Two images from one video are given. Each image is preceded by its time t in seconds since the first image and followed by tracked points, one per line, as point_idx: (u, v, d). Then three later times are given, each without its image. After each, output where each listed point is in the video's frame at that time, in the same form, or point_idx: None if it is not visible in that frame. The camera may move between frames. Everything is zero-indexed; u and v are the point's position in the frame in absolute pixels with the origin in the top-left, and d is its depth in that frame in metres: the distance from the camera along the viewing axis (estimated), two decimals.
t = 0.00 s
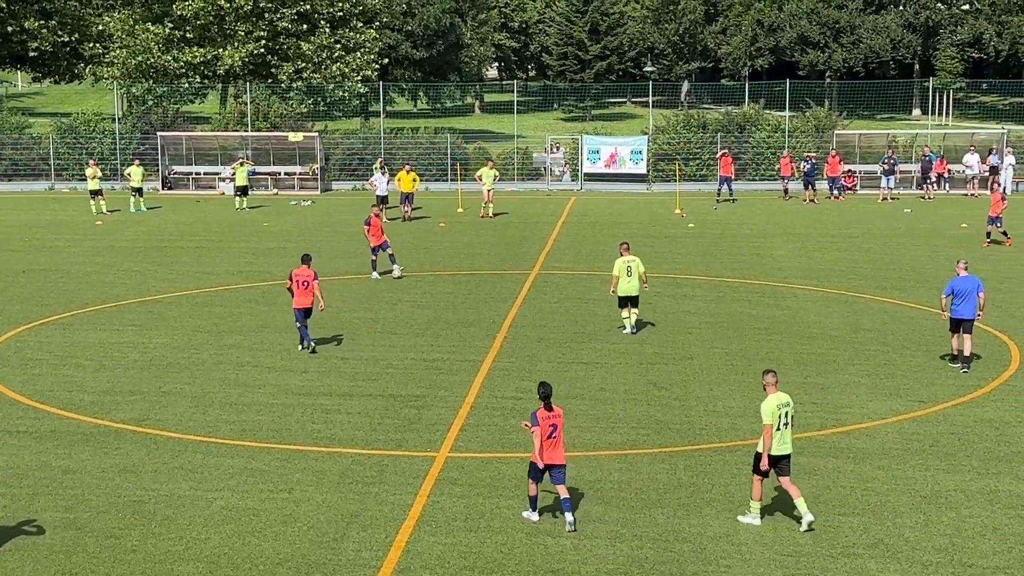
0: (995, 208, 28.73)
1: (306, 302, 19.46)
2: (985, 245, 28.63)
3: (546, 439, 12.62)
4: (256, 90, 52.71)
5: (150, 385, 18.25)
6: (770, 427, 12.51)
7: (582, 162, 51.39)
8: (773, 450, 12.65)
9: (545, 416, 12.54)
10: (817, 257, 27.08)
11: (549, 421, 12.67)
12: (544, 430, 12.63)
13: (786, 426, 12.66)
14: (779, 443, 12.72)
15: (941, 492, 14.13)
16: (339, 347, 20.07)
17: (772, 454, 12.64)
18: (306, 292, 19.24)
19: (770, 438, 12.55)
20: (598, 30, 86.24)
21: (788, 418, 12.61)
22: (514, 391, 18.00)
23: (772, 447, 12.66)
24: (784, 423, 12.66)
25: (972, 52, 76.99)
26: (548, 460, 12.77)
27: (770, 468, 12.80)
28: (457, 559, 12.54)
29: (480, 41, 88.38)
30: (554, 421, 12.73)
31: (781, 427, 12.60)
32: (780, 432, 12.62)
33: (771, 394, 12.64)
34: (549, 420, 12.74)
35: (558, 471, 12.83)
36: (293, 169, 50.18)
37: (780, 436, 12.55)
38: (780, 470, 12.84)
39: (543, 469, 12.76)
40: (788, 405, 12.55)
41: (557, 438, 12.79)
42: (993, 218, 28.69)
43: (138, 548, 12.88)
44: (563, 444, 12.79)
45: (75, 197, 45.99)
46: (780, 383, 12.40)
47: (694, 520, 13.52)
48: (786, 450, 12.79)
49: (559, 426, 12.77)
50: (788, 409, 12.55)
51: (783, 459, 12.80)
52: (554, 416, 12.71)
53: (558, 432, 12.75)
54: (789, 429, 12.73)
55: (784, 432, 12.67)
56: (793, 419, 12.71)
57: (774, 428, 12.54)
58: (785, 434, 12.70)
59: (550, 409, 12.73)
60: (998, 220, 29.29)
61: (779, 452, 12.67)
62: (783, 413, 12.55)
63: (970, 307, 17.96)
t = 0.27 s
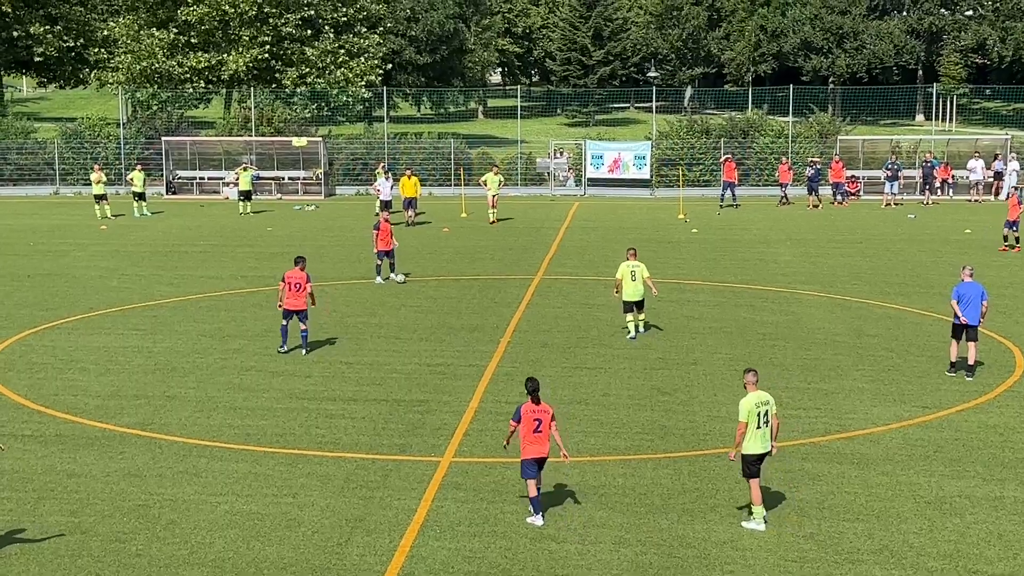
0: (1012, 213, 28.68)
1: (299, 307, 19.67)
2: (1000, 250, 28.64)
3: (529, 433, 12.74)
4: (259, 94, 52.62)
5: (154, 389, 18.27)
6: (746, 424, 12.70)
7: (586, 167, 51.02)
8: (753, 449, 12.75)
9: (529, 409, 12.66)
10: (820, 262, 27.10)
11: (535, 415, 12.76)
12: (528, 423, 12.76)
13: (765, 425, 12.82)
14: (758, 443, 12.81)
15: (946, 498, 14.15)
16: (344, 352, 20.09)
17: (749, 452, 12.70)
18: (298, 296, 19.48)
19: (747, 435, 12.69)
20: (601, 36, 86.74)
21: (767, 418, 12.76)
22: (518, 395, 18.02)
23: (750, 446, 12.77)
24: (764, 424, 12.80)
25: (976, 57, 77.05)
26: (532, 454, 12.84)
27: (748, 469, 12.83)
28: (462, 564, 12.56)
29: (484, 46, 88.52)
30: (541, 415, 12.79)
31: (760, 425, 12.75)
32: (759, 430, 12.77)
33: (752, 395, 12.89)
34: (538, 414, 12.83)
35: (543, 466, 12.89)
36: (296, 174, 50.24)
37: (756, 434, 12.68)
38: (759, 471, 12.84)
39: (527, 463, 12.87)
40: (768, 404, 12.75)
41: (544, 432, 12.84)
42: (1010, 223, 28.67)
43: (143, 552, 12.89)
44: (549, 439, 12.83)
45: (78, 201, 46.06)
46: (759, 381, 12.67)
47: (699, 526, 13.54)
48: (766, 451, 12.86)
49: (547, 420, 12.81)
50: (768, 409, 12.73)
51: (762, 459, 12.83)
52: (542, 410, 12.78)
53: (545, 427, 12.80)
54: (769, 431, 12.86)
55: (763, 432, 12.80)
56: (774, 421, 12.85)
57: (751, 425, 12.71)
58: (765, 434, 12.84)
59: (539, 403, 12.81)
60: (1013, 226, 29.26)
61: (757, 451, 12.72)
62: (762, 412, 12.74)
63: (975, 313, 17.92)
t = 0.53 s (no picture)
0: None
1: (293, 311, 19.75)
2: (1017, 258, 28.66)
3: (523, 432, 13.37)
4: (269, 100, 53.37)
5: (163, 394, 18.28)
6: (730, 428, 12.87)
7: (592, 173, 51.53)
8: (738, 453, 12.89)
9: (522, 409, 13.28)
10: (828, 269, 27.11)
11: (529, 415, 13.38)
12: (523, 423, 13.39)
13: (750, 430, 12.96)
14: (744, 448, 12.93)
15: (955, 505, 14.13)
16: (353, 357, 20.11)
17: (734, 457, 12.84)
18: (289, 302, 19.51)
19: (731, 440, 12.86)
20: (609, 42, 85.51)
21: (751, 423, 12.91)
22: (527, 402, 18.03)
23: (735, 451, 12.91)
24: (749, 429, 12.95)
25: (983, 64, 77.14)
26: (524, 454, 13.46)
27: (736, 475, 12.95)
28: (471, 571, 12.54)
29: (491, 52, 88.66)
30: (534, 415, 13.41)
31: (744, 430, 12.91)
32: (743, 435, 12.92)
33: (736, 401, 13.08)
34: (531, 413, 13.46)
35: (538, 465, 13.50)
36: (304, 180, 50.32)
37: (740, 438, 12.83)
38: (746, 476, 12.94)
39: (522, 462, 13.48)
40: (752, 408, 12.92)
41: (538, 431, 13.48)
42: None
43: (153, 557, 12.89)
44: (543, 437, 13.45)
45: (86, 207, 46.12)
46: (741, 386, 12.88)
47: (708, 532, 13.52)
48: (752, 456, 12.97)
49: (540, 420, 13.43)
50: (751, 413, 12.90)
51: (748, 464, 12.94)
52: (535, 410, 13.41)
53: (538, 426, 13.44)
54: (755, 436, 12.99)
55: (749, 437, 12.94)
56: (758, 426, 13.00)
57: (735, 429, 12.88)
58: (751, 439, 12.98)
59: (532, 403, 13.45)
60: None
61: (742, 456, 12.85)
62: (746, 417, 12.91)
63: (980, 319, 17.89)
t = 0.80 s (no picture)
0: None
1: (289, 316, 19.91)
2: None
3: (524, 428, 13.47)
4: (279, 105, 52.78)
5: (175, 399, 18.29)
6: (718, 422, 13.10)
7: (603, 178, 51.74)
8: (723, 447, 13.17)
9: (526, 407, 13.35)
10: (840, 275, 27.07)
11: (532, 412, 13.45)
12: (525, 419, 13.47)
13: (738, 425, 13.14)
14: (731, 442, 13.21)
15: (967, 512, 14.09)
16: (364, 362, 20.10)
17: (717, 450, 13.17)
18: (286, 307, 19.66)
19: (718, 434, 13.12)
20: (620, 48, 85.70)
21: (740, 418, 13.10)
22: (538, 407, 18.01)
23: (720, 444, 13.19)
24: (737, 423, 13.16)
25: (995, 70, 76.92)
26: (525, 448, 13.61)
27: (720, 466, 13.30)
28: None
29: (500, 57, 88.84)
30: (537, 413, 13.48)
31: (731, 425, 13.13)
32: (731, 430, 13.13)
33: (727, 395, 13.22)
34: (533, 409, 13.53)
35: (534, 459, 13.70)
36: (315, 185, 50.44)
37: (727, 433, 13.08)
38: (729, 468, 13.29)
39: (520, 456, 13.65)
40: (741, 404, 13.07)
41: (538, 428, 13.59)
42: None
43: (164, 562, 12.88)
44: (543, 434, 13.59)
45: (96, 212, 46.27)
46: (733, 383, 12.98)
47: (720, 538, 13.49)
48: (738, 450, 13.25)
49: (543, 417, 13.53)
50: (741, 410, 13.06)
51: (732, 458, 13.25)
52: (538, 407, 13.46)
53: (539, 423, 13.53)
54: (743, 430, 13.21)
55: (736, 431, 13.17)
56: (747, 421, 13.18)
57: (723, 424, 13.10)
58: (738, 433, 13.19)
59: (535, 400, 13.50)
60: None
61: (726, 450, 13.15)
62: (735, 412, 13.09)
63: (983, 330, 17.81)
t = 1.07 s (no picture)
0: None
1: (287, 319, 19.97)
2: None
3: (524, 425, 13.82)
4: (293, 110, 53.52)
5: (188, 403, 18.32)
6: (709, 429, 13.21)
7: (617, 185, 51.43)
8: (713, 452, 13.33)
9: (526, 405, 13.70)
10: (853, 281, 27.02)
11: (531, 410, 13.82)
12: (524, 417, 13.80)
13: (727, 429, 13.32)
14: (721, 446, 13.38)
15: (981, 520, 14.04)
16: (376, 367, 20.12)
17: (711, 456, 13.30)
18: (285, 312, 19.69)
19: (710, 440, 13.24)
20: (633, 54, 85.12)
21: (728, 422, 13.28)
22: (550, 413, 18.00)
23: (711, 448, 13.33)
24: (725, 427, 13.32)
25: (1010, 76, 76.68)
26: (524, 446, 13.94)
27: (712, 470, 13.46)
28: None
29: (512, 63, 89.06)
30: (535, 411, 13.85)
31: (721, 430, 13.28)
32: (720, 434, 13.30)
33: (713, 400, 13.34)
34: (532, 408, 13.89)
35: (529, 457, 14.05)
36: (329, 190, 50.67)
37: (719, 439, 13.22)
38: (722, 471, 13.46)
39: (517, 453, 14.00)
40: (728, 408, 13.23)
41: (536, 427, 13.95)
42: None
43: (177, 566, 12.89)
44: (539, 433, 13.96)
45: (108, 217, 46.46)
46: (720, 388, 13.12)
47: (732, 545, 13.45)
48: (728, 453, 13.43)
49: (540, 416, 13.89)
50: (728, 413, 13.23)
51: (724, 461, 13.42)
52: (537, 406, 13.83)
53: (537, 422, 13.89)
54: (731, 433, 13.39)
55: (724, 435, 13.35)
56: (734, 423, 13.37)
57: (713, 430, 13.23)
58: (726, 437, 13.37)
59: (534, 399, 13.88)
60: None
61: (719, 454, 13.30)
62: (723, 416, 13.24)
63: (986, 337, 17.76)
